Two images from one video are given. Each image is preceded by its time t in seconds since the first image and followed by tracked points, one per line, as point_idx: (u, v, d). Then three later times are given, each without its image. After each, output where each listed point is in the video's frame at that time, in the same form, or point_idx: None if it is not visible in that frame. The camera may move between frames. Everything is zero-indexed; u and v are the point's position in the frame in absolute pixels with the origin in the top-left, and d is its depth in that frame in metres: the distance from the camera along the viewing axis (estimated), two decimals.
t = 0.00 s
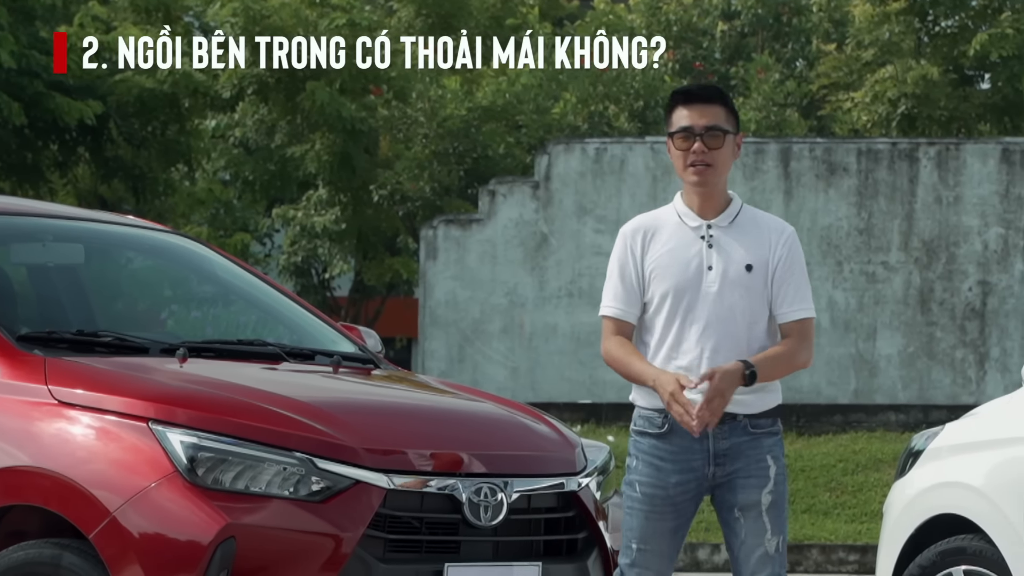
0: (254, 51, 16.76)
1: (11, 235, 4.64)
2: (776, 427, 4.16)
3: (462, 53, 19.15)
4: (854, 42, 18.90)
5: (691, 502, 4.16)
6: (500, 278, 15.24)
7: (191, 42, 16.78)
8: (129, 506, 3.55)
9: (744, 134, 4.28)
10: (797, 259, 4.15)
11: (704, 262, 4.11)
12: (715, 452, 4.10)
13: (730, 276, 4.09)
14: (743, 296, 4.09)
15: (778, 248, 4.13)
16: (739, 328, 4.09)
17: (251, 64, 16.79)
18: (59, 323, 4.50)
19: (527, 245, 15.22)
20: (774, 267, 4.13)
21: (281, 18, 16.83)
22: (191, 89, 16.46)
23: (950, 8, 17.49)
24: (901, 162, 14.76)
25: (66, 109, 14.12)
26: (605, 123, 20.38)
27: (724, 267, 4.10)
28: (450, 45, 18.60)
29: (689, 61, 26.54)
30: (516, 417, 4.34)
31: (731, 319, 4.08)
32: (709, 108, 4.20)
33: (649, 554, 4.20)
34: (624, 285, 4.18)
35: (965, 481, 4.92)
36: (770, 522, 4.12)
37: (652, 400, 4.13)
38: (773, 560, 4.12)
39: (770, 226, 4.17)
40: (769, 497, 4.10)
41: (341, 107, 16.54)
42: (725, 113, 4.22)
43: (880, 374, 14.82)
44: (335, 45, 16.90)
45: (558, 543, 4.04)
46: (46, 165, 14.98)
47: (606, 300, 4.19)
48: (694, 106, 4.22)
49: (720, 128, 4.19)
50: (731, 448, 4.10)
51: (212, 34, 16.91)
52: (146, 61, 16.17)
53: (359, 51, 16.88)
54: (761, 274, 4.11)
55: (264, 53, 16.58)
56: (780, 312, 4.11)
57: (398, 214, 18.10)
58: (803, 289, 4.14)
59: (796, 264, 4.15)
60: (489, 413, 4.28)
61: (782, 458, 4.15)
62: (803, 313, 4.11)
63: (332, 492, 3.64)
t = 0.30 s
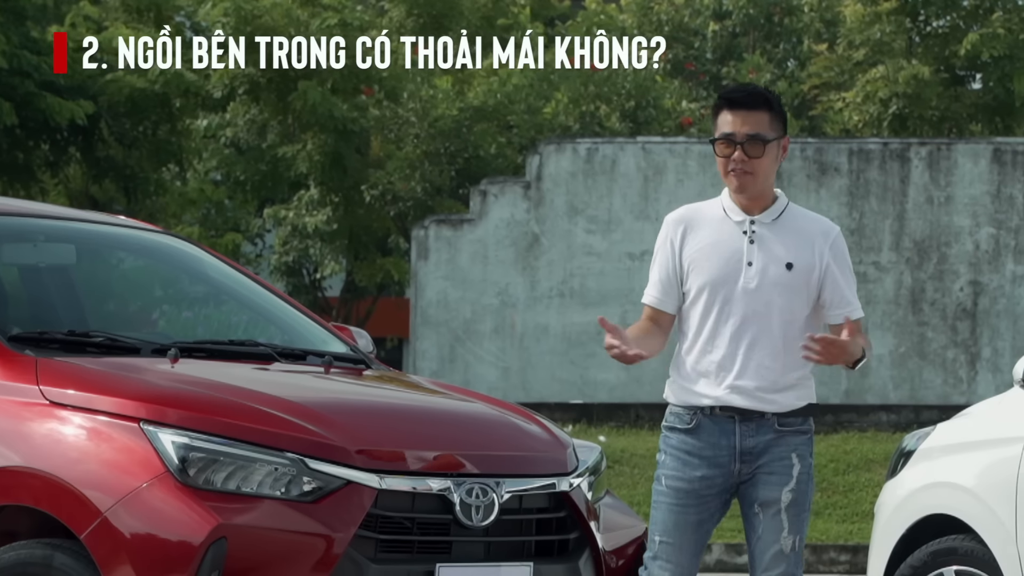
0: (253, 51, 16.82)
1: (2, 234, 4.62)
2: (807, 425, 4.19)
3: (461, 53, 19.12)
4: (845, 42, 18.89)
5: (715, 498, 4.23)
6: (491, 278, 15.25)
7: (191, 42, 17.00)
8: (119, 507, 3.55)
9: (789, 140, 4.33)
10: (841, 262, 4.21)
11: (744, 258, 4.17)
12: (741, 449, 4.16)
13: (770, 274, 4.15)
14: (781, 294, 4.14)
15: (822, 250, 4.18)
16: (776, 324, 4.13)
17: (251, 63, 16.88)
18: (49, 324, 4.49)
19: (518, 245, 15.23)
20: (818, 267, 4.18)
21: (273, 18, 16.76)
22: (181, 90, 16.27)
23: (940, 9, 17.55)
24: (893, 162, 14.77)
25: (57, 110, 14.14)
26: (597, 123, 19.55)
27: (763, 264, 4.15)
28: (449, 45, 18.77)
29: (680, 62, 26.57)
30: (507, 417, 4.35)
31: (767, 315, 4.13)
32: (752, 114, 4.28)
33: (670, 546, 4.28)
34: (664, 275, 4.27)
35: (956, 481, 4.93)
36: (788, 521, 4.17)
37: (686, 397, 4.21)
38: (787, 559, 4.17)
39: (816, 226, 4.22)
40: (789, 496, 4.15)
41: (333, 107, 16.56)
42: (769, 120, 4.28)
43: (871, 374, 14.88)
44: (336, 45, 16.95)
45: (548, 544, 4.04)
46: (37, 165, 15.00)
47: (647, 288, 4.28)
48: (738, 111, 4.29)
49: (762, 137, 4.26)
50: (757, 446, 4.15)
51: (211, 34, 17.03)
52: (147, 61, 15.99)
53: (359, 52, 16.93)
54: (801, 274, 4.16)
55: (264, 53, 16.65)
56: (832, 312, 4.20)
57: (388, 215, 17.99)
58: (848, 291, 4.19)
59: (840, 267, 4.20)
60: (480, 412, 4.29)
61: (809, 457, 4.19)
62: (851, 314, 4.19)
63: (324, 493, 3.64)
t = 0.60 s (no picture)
0: (253, 51, 16.69)
1: None
2: (813, 426, 4.33)
3: (461, 53, 19.01)
4: (835, 43, 18.92)
5: (721, 499, 4.40)
6: (483, 278, 15.25)
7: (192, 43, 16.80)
8: (111, 507, 3.54)
9: (791, 136, 4.48)
10: (846, 262, 4.30)
11: (747, 262, 4.34)
12: (743, 450, 4.32)
13: (771, 277, 4.30)
14: (783, 295, 4.29)
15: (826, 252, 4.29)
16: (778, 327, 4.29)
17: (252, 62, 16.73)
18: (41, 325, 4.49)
19: (510, 245, 15.23)
20: (821, 269, 4.30)
21: (264, 18, 16.72)
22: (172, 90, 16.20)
23: (932, 9, 17.57)
24: (884, 162, 14.83)
25: (49, 110, 14.15)
26: (589, 124, 19.29)
27: (765, 267, 4.31)
28: (449, 45, 18.78)
29: (672, 62, 26.62)
30: (499, 417, 4.35)
31: (768, 318, 4.29)
32: (753, 111, 4.45)
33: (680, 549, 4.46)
34: (675, 282, 4.50)
35: (947, 482, 4.93)
36: (788, 522, 4.29)
37: (695, 399, 4.41)
38: (786, 559, 4.28)
39: (820, 228, 4.33)
40: (787, 497, 4.27)
41: (324, 107, 16.56)
42: (769, 115, 4.45)
43: (862, 375, 14.89)
44: (336, 45, 16.94)
45: (540, 543, 4.04)
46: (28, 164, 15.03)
47: (659, 296, 4.51)
48: (740, 108, 4.46)
49: (762, 131, 4.41)
50: (759, 448, 4.31)
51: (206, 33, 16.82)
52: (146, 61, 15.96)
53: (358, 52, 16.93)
54: (803, 276, 4.29)
55: (264, 53, 16.57)
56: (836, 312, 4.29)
57: (380, 215, 17.98)
58: (852, 291, 4.28)
59: (844, 268, 4.29)
60: (471, 413, 4.29)
61: (812, 458, 4.31)
62: (856, 313, 4.28)
63: (315, 493, 3.64)
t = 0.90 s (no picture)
0: (253, 50, 16.67)
1: None
2: (804, 428, 4.35)
3: (462, 53, 19.13)
4: (827, 42, 18.95)
5: (710, 499, 4.46)
6: (474, 278, 15.24)
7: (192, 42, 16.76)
8: (102, 507, 3.53)
9: (783, 134, 4.55)
10: (826, 257, 4.33)
11: (734, 262, 4.42)
12: (731, 450, 4.37)
13: (754, 275, 4.38)
14: (765, 293, 4.36)
15: (806, 246, 4.33)
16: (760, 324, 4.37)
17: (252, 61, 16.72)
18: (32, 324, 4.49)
19: (501, 245, 15.23)
20: (801, 266, 4.34)
21: (255, 18, 16.71)
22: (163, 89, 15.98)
23: (923, 8, 17.60)
24: (875, 162, 14.86)
25: (39, 109, 14.14)
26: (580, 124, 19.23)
27: (749, 265, 4.39)
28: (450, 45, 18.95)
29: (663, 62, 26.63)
30: (490, 417, 4.34)
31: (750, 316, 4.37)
32: (746, 107, 4.52)
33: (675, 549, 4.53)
34: (674, 286, 4.62)
35: (939, 482, 4.93)
36: (777, 523, 4.31)
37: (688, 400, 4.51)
38: (776, 559, 4.31)
39: (804, 225, 4.38)
40: (775, 497, 4.31)
41: (315, 107, 16.52)
42: (763, 112, 4.52)
43: (854, 375, 14.91)
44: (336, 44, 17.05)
45: (532, 543, 4.04)
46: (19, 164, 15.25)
47: (660, 302, 4.64)
48: (734, 103, 4.54)
49: (755, 125, 4.49)
50: (748, 447, 4.35)
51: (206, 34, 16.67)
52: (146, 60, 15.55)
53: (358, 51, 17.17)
54: (784, 273, 4.35)
55: (265, 53, 16.54)
56: (809, 308, 4.32)
57: (371, 215, 18.00)
58: (826, 287, 4.30)
59: (823, 263, 4.32)
60: (463, 413, 4.28)
61: (801, 459, 4.34)
62: (828, 309, 4.29)
63: (306, 493, 3.62)
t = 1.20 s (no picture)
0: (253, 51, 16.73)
1: None
2: (781, 426, 4.24)
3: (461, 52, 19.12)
4: (818, 42, 18.97)
5: (692, 498, 4.33)
6: (466, 278, 15.25)
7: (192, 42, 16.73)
8: (93, 507, 3.53)
9: (764, 137, 4.44)
10: (805, 255, 4.24)
11: (710, 261, 4.32)
12: (710, 448, 4.24)
13: (731, 274, 4.28)
14: (743, 292, 4.26)
15: (784, 244, 4.23)
16: (738, 322, 4.27)
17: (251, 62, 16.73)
18: (23, 325, 4.48)
19: (492, 245, 15.24)
20: (780, 264, 4.25)
21: (246, 18, 16.72)
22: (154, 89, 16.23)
23: (914, 8, 17.67)
24: (867, 162, 14.88)
25: (31, 109, 14.13)
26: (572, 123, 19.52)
27: (726, 264, 4.29)
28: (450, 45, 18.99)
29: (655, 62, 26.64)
30: (482, 417, 4.34)
31: (728, 315, 4.27)
32: (728, 107, 4.40)
33: (659, 551, 4.40)
34: (652, 287, 4.51)
35: (930, 482, 4.94)
36: (760, 522, 4.21)
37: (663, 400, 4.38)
38: (760, 559, 4.21)
39: (781, 223, 4.29)
40: (757, 497, 4.20)
41: (306, 107, 16.51)
42: (745, 114, 4.40)
43: (845, 374, 14.93)
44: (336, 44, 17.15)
45: (522, 543, 4.03)
46: (11, 164, 15.08)
47: (637, 303, 4.53)
48: (714, 103, 4.42)
49: (736, 127, 4.38)
50: (727, 444, 4.22)
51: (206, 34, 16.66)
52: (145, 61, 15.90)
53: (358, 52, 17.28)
54: (762, 271, 4.25)
55: (264, 53, 16.64)
56: (790, 306, 4.24)
57: (363, 215, 17.93)
58: (806, 285, 4.22)
59: (801, 262, 4.23)
60: (454, 413, 4.28)
61: (781, 457, 4.22)
62: (808, 306, 4.21)
63: (298, 493, 3.62)
